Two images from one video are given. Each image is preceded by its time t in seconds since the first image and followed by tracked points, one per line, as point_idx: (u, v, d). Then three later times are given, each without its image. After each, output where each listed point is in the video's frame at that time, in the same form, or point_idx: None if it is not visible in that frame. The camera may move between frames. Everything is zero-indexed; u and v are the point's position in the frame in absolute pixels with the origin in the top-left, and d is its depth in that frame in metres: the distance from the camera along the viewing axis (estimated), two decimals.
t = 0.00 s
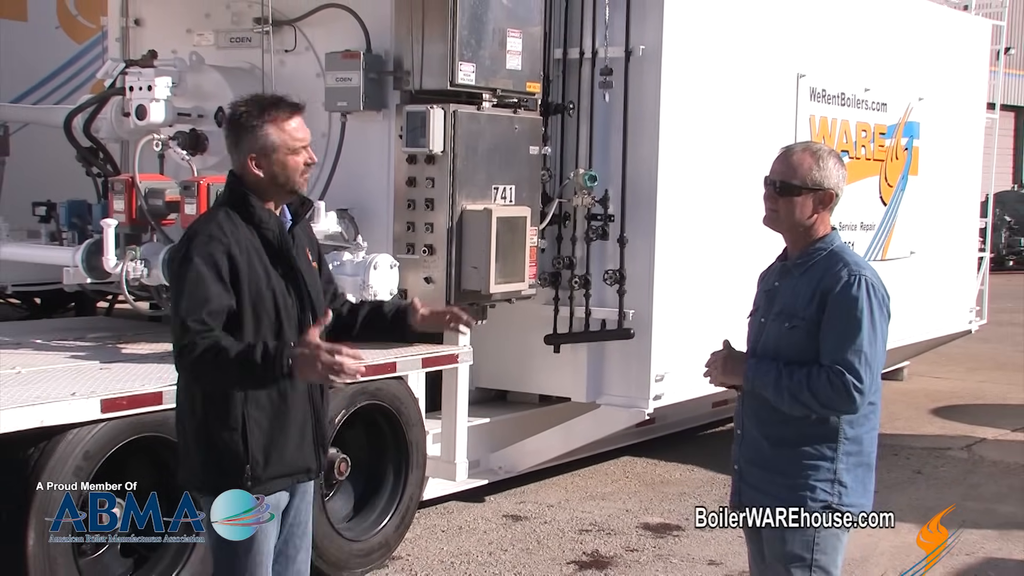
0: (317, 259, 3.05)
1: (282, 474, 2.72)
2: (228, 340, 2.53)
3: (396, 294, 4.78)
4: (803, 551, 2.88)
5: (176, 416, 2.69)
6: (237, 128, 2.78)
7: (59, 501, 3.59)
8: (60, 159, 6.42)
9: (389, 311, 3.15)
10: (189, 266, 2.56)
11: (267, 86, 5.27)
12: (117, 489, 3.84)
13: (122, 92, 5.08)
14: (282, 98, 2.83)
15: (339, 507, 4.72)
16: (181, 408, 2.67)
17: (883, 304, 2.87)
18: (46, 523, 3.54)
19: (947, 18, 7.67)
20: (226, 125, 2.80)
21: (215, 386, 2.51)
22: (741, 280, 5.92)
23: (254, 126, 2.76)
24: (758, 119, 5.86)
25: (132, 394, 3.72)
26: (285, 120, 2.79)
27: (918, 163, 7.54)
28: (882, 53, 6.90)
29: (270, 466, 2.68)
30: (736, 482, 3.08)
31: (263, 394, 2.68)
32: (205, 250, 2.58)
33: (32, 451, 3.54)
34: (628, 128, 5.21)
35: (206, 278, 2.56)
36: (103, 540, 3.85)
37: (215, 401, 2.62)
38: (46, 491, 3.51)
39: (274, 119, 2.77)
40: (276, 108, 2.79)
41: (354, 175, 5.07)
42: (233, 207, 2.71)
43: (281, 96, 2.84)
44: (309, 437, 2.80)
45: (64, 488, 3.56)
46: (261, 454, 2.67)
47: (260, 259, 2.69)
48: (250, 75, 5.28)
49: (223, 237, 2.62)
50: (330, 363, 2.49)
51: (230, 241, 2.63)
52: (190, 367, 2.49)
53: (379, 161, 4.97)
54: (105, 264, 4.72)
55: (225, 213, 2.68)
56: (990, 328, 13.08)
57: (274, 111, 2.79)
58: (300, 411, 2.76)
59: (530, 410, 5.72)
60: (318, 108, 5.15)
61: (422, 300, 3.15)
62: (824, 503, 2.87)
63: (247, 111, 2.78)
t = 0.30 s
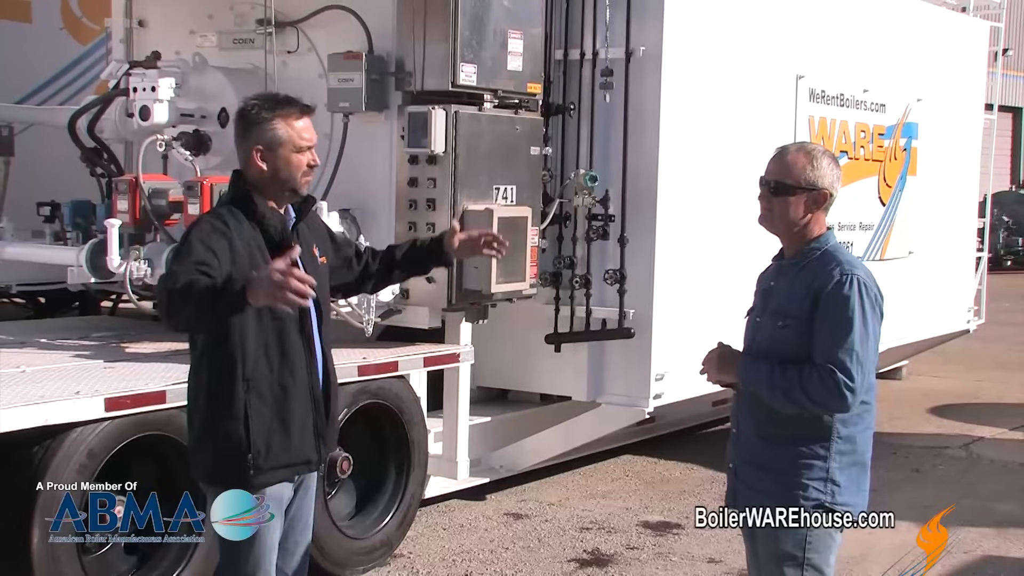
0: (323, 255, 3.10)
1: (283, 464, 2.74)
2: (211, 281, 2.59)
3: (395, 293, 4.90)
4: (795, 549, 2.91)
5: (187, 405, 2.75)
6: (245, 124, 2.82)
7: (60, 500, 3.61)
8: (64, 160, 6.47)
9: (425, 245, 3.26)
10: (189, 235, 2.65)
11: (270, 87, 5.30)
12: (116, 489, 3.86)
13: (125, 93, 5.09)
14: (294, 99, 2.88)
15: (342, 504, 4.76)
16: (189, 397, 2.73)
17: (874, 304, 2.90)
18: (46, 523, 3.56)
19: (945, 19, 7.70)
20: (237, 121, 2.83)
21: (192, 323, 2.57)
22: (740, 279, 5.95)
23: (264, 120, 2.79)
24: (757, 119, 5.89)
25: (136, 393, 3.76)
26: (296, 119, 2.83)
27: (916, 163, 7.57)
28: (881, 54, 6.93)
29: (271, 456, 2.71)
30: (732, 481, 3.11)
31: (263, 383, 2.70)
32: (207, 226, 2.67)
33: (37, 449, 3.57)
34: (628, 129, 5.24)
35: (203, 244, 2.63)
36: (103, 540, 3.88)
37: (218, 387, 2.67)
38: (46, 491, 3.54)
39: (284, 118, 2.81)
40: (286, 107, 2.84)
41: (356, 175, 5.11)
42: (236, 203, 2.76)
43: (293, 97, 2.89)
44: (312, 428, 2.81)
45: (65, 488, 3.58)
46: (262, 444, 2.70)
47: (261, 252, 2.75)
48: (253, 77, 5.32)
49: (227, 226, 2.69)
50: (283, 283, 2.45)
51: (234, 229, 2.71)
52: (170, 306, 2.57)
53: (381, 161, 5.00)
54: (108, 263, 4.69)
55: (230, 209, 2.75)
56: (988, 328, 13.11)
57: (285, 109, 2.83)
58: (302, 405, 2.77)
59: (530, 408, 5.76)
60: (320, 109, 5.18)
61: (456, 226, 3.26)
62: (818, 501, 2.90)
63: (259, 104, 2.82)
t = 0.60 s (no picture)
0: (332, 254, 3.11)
1: (269, 462, 2.75)
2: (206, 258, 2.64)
3: (400, 293, 4.93)
4: (791, 548, 2.92)
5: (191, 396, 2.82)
6: (259, 129, 2.83)
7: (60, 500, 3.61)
8: (69, 160, 6.49)
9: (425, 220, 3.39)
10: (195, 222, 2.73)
11: (274, 87, 5.31)
12: (116, 489, 3.85)
13: (129, 93, 5.10)
14: (310, 107, 2.89)
15: (345, 504, 4.78)
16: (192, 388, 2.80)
17: (869, 303, 2.90)
18: (46, 523, 3.56)
19: (948, 20, 7.70)
20: (252, 124, 2.86)
21: (181, 298, 2.63)
22: (742, 279, 5.96)
23: (279, 127, 2.80)
24: (760, 119, 5.89)
25: (141, 392, 3.76)
26: (310, 127, 2.84)
27: (919, 163, 7.57)
28: (884, 54, 6.94)
29: (257, 452, 2.72)
30: (729, 480, 3.12)
31: (255, 380, 2.72)
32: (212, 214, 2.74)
33: (42, 448, 3.58)
34: (631, 129, 5.25)
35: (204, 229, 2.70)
36: (103, 540, 3.86)
37: (211, 380, 2.72)
38: (46, 491, 3.54)
39: (299, 126, 2.81)
40: (302, 114, 2.84)
41: (360, 175, 5.12)
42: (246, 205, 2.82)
43: (310, 105, 2.89)
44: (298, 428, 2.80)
45: (65, 488, 3.58)
46: (247, 439, 2.71)
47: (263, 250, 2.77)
48: (256, 77, 5.33)
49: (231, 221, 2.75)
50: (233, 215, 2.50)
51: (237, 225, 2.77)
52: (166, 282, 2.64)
53: (384, 161, 5.01)
54: (112, 262, 4.76)
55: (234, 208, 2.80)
56: (991, 327, 13.11)
57: (301, 117, 2.83)
58: (292, 404, 2.78)
59: (533, 407, 5.77)
60: (324, 108, 5.19)
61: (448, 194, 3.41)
62: (812, 500, 2.91)
63: (275, 110, 2.84)
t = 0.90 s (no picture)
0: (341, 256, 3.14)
1: (283, 459, 2.78)
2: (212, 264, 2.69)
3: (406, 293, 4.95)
4: (791, 547, 2.95)
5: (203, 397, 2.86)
6: (266, 130, 2.87)
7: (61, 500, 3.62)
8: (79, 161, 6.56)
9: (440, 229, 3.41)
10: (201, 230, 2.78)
11: (282, 89, 5.35)
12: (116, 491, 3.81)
13: (138, 94, 5.14)
14: (316, 108, 2.92)
15: (353, 502, 4.81)
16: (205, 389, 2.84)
17: (868, 302, 2.92)
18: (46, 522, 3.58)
19: (952, 21, 7.72)
20: (259, 126, 2.89)
21: (190, 305, 2.68)
22: (747, 279, 5.99)
23: (285, 128, 2.84)
24: (765, 120, 5.92)
25: (149, 391, 3.80)
26: (316, 129, 2.87)
27: (923, 164, 7.59)
28: (888, 55, 6.96)
29: (269, 449, 2.76)
30: (728, 477, 3.15)
31: (266, 379, 2.76)
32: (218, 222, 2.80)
33: (52, 447, 3.62)
34: (636, 130, 5.28)
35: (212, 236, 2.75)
36: (103, 540, 3.85)
37: (222, 380, 2.76)
38: (45, 491, 3.57)
39: (305, 127, 2.85)
40: (309, 115, 2.88)
41: (367, 176, 5.15)
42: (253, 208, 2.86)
43: (315, 106, 2.93)
44: (310, 425, 2.83)
45: (64, 488, 3.59)
46: (260, 436, 2.75)
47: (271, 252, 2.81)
48: (265, 78, 5.36)
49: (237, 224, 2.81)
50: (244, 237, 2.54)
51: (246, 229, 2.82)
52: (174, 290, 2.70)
53: (391, 162, 5.04)
54: (121, 263, 4.75)
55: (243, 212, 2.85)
56: (995, 327, 13.12)
57: (306, 118, 2.87)
58: (304, 401, 2.81)
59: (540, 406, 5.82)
60: (331, 110, 5.22)
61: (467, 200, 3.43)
62: (809, 498, 2.94)
63: (282, 112, 2.87)
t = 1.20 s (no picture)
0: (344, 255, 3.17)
1: (291, 456, 2.80)
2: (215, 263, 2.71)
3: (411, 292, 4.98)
4: (790, 545, 2.96)
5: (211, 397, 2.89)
6: (267, 130, 2.90)
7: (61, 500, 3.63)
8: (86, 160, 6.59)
9: (443, 228, 3.42)
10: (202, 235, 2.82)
11: (287, 90, 5.38)
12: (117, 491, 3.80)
13: (144, 95, 5.17)
14: (316, 109, 2.95)
15: (357, 501, 4.84)
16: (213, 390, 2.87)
17: (874, 301, 2.93)
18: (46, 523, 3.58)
19: (954, 21, 7.74)
20: (260, 125, 2.92)
21: (194, 305, 2.70)
22: (750, 279, 6.01)
23: (286, 128, 2.87)
24: (768, 120, 5.94)
25: (156, 390, 3.82)
26: (316, 129, 2.90)
27: (926, 164, 7.61)
28: (891, 55, 6.98)
29: (277, 446, 2.78)
30: (727, 471, 3.17)
31: (272, 377, 2.79)
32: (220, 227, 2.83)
33: (58, 445, 3.65)
34: (640, 130, 5.31)
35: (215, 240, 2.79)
36: (103, 540, 3.87)
37: (228, 379, 2.79)
38: (45, 491, 3.59)
39: (305, 127, 2.87)
40: (309, 116, 2.91)
41: (372, 176, 5.18)
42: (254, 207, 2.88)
43: (314, 106, 2.95)
44: (316, 422, 2.85)
45: (64, 488, 3.60)
46: (267, 433, 2.77)
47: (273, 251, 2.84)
48: (270, 79, 5.38)
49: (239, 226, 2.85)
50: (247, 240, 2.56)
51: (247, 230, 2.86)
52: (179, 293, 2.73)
53: (397, 162, 5.07)
54: (128, 263, 4.82)
55: (246, 214, 2.89)
56: (998, 327, 13.13)
57: (307, 118, 2.90)
58: (310, 399, 2.83)
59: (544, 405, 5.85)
60: (336, 110, 5.25)
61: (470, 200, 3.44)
62: (807, 495, 2.96)
63: (282, 112, 2.90)
